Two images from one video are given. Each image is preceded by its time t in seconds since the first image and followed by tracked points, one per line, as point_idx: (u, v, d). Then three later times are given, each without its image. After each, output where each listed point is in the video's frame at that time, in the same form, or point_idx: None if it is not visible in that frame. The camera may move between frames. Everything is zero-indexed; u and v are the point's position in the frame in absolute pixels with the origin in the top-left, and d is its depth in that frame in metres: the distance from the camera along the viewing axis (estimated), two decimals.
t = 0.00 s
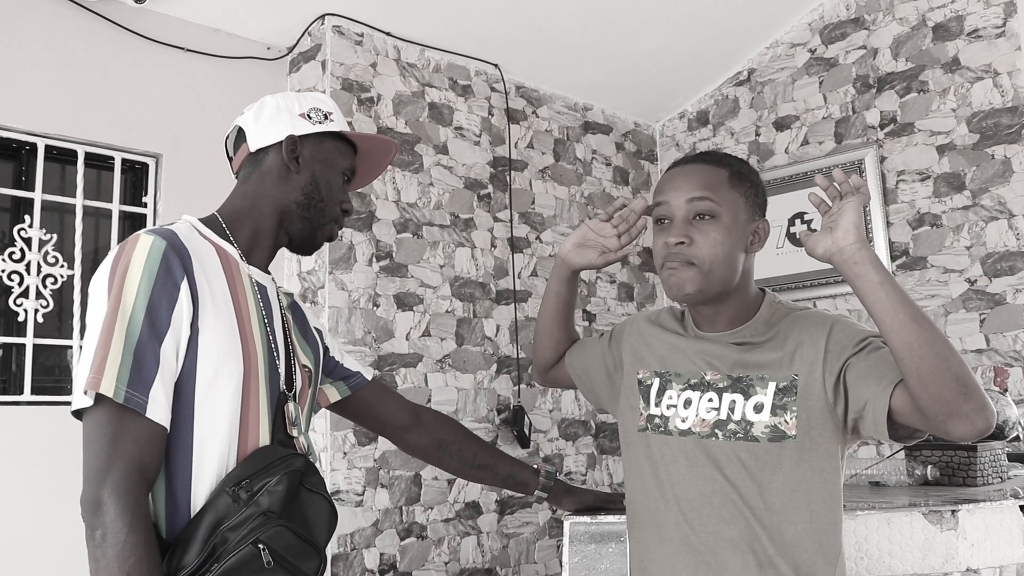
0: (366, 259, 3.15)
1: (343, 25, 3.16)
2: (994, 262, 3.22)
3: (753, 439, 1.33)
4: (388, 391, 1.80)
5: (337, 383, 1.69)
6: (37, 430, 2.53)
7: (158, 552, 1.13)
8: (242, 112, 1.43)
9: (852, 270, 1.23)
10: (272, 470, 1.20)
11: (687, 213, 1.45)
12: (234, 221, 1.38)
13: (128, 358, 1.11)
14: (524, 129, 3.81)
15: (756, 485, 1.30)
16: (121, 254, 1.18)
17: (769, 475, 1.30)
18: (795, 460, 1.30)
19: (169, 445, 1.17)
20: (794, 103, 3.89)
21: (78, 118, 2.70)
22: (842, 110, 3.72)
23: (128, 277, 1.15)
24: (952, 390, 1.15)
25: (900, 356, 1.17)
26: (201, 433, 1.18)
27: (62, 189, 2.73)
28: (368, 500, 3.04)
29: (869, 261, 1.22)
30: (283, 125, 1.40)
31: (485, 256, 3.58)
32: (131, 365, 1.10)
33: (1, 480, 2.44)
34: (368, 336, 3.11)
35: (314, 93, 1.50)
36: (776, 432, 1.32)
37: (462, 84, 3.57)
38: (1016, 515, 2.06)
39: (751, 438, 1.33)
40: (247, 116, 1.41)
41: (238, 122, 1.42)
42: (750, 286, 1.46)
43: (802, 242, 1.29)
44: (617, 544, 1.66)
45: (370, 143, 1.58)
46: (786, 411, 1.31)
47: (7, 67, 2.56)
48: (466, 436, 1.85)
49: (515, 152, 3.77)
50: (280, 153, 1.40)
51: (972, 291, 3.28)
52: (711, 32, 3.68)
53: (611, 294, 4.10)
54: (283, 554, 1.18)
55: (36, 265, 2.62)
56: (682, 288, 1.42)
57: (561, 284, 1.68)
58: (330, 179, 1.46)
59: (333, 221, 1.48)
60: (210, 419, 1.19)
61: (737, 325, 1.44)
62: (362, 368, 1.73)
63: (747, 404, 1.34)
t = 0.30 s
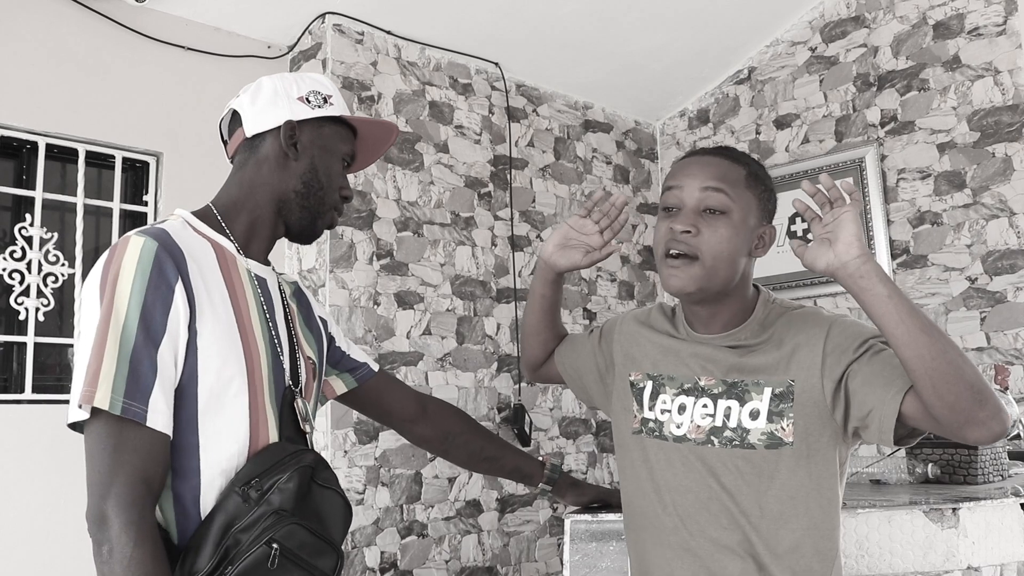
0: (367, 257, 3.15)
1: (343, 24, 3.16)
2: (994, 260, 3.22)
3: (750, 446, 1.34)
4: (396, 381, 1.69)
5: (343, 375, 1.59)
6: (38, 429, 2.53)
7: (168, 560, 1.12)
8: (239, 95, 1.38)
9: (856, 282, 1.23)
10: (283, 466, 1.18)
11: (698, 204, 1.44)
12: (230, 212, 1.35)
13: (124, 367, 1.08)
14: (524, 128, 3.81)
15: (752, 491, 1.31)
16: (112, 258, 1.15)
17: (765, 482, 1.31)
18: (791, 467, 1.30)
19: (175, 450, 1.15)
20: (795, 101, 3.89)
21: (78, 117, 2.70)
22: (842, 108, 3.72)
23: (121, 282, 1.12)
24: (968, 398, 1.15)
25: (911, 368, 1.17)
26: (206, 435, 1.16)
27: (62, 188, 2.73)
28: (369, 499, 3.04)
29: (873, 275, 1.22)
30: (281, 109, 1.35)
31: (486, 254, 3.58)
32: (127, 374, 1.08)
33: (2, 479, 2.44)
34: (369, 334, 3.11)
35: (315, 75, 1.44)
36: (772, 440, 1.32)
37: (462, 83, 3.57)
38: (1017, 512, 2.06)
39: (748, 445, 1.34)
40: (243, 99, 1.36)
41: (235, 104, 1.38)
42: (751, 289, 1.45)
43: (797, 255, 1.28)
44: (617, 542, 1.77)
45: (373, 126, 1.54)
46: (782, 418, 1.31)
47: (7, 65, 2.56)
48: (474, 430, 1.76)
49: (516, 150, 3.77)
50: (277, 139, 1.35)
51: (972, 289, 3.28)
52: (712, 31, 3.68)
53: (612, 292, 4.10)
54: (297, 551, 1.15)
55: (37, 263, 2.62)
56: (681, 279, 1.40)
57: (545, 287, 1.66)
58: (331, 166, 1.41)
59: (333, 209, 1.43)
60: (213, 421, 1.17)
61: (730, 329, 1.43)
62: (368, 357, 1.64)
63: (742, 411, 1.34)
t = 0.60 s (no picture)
0: (369, 255, 3.15)
1: (345, 22, 3.16)
2: (996, 260, 3.22)
3: (753, 449, 1.31)
4: (398, 374, 1.69)
5: (346, 364, 1.59)
6: (39, 426, 2.53)
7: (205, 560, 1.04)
8: (225, 68, 1.30)
9: (829, 291, 1.14)
10: (322, 450, 1.10)
11: (686, 208, 1.40)
12: (231, 193, 1.26)
13: (143, 360, 0.98)
14: (526, 126, 3.81)
15: (751, 493, 1.28)
16: (121, 245, 1.05)
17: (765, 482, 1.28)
18: (794, 468, 1.27)
19: (201, 443, 1.06)
20: (796, 100, 3.89)
21: (80, 115, 2.70)
22: (844, 107, 3.71)
23: (133, 269, 1.02)
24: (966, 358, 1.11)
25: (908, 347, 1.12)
26: (234, 426, 1.07)
27: (64, 185, 2.74)
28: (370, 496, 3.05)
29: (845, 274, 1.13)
30: (276, 82, 1.28)
31: (487, 253, 3.59)
32: (146, 367, 0.98)
33: (5, 475, 2.44)
34: (370, 332, 3.12)
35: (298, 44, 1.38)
36: (774, 440, 1.30)
37: (464, 81, 3.57)
38: (1018, 512, 2.06)
39: (751, 448, 1.31)
40: (232, 73, 1.28)
41: (220, 79, 1.29)
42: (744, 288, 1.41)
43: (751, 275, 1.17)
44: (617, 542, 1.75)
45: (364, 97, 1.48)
46: (783, 418, 1.29)
47: (9, 62, 2.56)
48: (475, 425, 1.75)
49: (517, 149, 3.77)
50: (274, 113, 1.27)
51: (973, 288, 3.27)
52: (714, 29, 3.68)
53: (613, 291, 4.10)
54: (346, 536, 1.09)
55: (39, 260, 2.62)
56: (671, 286, 1.37)
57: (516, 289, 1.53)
58: (328, 138, 1.35)
59: (332, 183, 1.38)
60: (240, 412, 1.08)
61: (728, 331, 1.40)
62: (371, 348, 1.64)
63: (742, 415, 1.32)
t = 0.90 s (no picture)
0: (370, 254, 3.15)
1: (347, 21, 3.16)
2: (998, 260, 3.22)
3: (753, 458, 1.29)
4: (406, 374, 1.62)
5: (353, 364, 1.54)
6: (42, 424, 2.53)
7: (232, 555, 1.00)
8: (224, 61, 1.28)
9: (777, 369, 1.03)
10: (353, 443, 1.07)
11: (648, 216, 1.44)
12: (244, 187, 1.24)
13: (173, 355, 0.95)
14: (528, 125, 3.81)
15: (751, 500, 1.26)
16: (146, 239, 1.01)
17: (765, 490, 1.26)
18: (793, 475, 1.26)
19: (229, 443, 1.02)
20: (798, 100, 3.89)
21: (82, 112, 2.70)
22: (845, 107, 3.71)
23: (160, 262, 0.99)
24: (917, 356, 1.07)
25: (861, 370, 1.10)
26: (265, 425, 1.03)
27: (66, 183, 2.74)
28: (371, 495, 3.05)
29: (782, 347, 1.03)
30: (278, 73, 1.27)
31: (489, 252, 3.59)
32: (178, 362, 0.95)
33: (8, 473, 2.45)
34: (372, 331, 3.12)
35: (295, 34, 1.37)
36: (774, 447, 1.28)
37: (466, 80, 3.57)
38: (1019, 512, 2.06)
39: (750, 457, 1.29)
40: (234, 65, 1.27)
41: (220, 74, 1.28)
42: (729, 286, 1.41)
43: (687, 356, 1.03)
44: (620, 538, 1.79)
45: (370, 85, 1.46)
46: (781, 424, 1.28)
47: (11, 61, 2.56)
48: (485, 425, 1.69)
49: (519, 147, 3.77)
50: (279, 105, 1.26)
51: (975, 288, 3.27)
52: (716, 29, 3.68)
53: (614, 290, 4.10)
54: (382, 531, 1.06)
55: (41, 259, 2.63)
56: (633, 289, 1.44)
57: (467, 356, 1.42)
58: (335, 128, 1.34)
59: (340, 174, 1.37)
60: (271, 409, 1.04)
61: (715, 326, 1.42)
62: (378, 345, 1.58)
63: (741, 423, 1.31)
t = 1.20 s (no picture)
0: (371, 253, 3.16)
1: (348, 19, 3.16)
2: (999, 258, 3.22)
3: (752, 478, 1.22)
4: (412, 372, 1.64)
5: (362, 362, 1.56)
6: (43, 422, 2.53)
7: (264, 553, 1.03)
8: (237, 65, 1.30)
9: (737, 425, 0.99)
10: (372, 441, 1.10)
11: (683, 253, 1.18)
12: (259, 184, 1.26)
13: (208, 344, 0.98)
14: (529, 123, 3.81)
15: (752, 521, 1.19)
16: (177, 230, 1.04)
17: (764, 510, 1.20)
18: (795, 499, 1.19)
19: (254, 433, 1.05)
20: (799, 98, 3.89)
21: (83, 111, 2.70)
22: (846, 105, 3.71)
23: (193, 254, 1.02)
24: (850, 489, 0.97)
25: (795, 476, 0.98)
26: (289, 415, 1.06)
27: (67, 182, 2.74)
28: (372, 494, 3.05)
29: (743, 420, 0.97)
30: (285, 72, 1.27)
31: (490, 250, 3.59)
32: (212, 351, 0.98)
33: (8, 471, 2.45)
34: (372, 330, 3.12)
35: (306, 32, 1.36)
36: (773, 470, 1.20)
37: (467, 78, 3.57)
38: (1021, 511, 2.06)
39: (750, 477, 1.22)
40: (244, 67, 1.28)
41: (233, 77, 1.30)
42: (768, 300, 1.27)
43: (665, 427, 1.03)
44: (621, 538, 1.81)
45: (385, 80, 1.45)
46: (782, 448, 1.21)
47: (12, 59, 2.56)
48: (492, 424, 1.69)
49: (520, 146, 3.77)
50: (286, 103, 1.26)
51: (976, 287, 3.27)
52: (716, 27, 3.68)
53: (615, 289, 4.10)
54: (405, 526, 1.09)
55: (42, 257, 2.63)
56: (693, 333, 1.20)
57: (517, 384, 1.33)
58: (346, 124, 1.33)
59: (354, 168, 1.36)
60: (296, 400, 1.07)
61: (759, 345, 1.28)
62: (386, 344, 1.61)
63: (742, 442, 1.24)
